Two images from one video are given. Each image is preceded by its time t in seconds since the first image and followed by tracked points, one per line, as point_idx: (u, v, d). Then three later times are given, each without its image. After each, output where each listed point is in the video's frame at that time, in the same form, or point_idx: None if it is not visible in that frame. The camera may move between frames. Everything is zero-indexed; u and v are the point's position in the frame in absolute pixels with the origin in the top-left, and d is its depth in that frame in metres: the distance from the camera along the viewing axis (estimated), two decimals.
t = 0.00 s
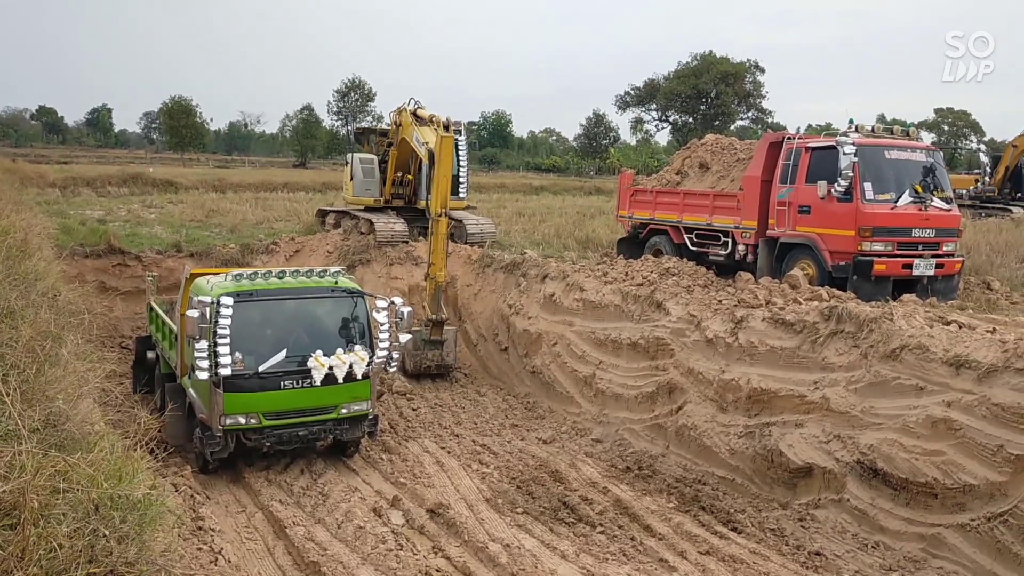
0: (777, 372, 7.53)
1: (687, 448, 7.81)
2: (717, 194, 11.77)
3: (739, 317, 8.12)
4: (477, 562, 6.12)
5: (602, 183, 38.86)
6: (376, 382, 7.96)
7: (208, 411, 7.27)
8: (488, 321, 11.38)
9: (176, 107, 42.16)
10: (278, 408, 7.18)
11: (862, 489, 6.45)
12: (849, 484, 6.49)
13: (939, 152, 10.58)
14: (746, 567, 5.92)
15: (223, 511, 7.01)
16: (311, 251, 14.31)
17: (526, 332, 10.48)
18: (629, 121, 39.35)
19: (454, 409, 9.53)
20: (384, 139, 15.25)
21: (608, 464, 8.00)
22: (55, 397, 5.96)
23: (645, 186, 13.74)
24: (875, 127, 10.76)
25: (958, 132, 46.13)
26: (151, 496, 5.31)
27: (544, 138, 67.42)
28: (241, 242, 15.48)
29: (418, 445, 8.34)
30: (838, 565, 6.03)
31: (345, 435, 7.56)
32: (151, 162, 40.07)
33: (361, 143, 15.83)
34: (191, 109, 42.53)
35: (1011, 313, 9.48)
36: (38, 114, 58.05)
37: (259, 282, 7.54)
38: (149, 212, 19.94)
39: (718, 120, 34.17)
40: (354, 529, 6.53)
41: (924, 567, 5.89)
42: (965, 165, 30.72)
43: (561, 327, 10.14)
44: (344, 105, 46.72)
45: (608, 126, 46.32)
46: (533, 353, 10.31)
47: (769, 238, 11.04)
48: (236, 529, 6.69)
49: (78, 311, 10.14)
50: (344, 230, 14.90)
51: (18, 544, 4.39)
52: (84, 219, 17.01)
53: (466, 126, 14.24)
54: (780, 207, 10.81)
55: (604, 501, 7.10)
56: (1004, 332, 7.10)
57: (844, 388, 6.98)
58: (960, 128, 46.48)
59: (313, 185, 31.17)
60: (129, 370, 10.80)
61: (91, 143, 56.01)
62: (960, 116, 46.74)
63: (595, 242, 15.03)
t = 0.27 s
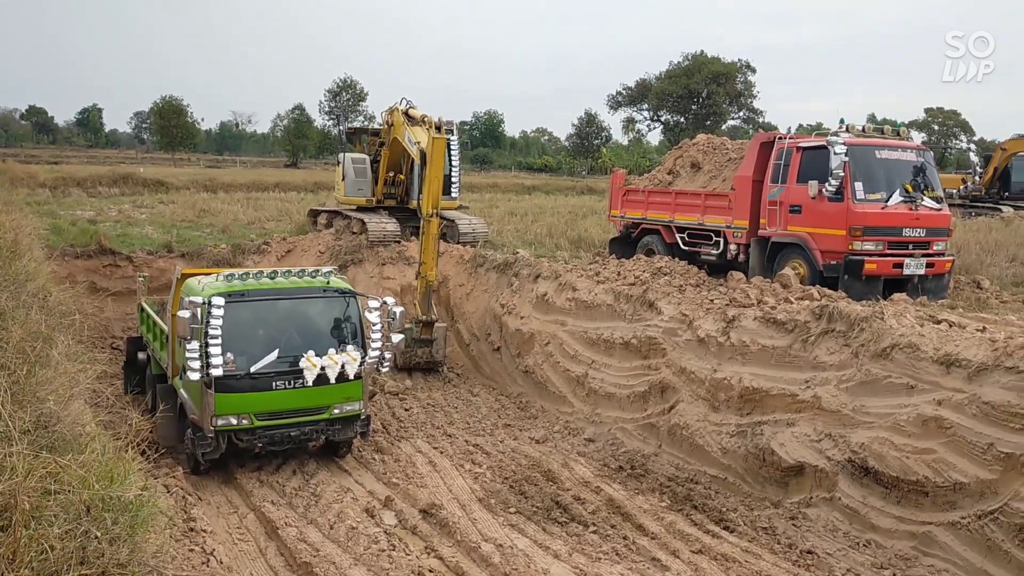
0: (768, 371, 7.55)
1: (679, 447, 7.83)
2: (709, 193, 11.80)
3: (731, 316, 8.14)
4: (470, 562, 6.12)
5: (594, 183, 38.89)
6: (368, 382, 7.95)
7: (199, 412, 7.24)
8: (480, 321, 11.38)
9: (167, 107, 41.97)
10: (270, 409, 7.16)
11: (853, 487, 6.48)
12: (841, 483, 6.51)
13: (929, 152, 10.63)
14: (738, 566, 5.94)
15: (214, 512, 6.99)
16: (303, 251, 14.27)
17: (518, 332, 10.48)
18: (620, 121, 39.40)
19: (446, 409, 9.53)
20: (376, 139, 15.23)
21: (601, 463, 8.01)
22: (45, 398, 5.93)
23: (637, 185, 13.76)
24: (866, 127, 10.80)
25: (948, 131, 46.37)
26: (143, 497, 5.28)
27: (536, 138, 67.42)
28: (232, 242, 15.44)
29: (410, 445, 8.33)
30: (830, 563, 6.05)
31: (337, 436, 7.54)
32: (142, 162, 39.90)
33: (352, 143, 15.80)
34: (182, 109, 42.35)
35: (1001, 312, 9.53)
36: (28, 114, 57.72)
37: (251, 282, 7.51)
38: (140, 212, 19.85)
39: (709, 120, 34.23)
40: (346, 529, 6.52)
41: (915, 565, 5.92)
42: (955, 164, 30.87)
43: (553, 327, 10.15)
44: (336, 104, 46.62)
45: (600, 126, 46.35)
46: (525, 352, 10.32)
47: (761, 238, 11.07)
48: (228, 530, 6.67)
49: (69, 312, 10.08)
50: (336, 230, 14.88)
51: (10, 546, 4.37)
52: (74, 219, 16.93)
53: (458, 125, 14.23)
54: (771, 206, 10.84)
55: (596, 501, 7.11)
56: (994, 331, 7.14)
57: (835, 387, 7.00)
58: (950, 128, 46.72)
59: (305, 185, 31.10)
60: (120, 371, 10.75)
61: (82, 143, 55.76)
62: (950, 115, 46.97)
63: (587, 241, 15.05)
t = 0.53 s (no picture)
0: (759, 373, 7.58)
1: (670, 448, 7.84)
2: (699, 195, 11.83)
3: (721, 318, 8.16)
4: (460, 564, 6.11)
5: (585, 185, 38.93)
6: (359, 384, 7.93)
7: (189, 414, 7.20)
8: (471, 322, 11.37)
9: (157, 109, 41.81)
10: (260, 411, 7.12)
11: (843, 488, 6.50)
12: (831, 484, 6.53)
13: (918, 154, 10.68)
14: (729, 567, 5.95)
15: (204, 516, 6.95)
16: (294, 253, 14.23)
17: (509, 334, 10.48)
18: (611, 123, 39.47)
19: (437, 411, 9.52)
20: (367, 140, 15.20)
21: (592, 465, 8.01)
22: (35, 401, 5.88)
23: (628, 187, 13.78)
24: (855, 129, 10.85)
25: (936, 133, 46.66)
26: (133, 500, 5.26)
27: (527, 139, 67.46)
28: (222, 244, 15.37)
29: (401, 447, 8.32)
30: (820, 565, 6.08)
31: (328, 438, 7.51)
32: (131, 164, 39.72)
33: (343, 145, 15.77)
34: (171, 110, 42.19)
35: (989, 313, 9.58)
36: (16, 115, 57.41)
37: (241, 284, 7.49)
38: (130, 213, 19.75)
39: (700, 122, 34.31)
40: (337, 532, 6.50)
41: (904, 565, 5.94)
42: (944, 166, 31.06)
43: (544, 329, 10.15)
44: (326, 106, 46.52)
45: (590, 128, 46.40)
46: (516, 354, 10.32)
47: (751, 239, 11.10)
48: (218, 533, 6.64)
49: (58, 314, 10.02)
50: (326, 232, 14.83)
51: None
52: (63, 221, 16.82)
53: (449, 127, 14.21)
54: (761, 208, 10.87)
55: (587, 502, 7.11)
56: (983, 332, 7.18)
57: (825, 389, 7.03)
58: (939, 130, 47.02)
59: (295, 187, 31.02)
60: (110, 374, 10.70)
61: (71, 144, 55.47)
62: (939, 118, 47.26)
63: (578, 243, 15.06)
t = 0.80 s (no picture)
0: (749, 374, 7.60)
1: (660, 450, 7.86)
2: (690, 197, 11.86)
3: (712, 319, 8.19)
4: (452, 566, 6.10)
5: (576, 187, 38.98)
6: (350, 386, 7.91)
7: (179, 416, 7.17)
8: (462, 324, 11.37)
9: (146, 110, 41.62)
10: (250, 413, 7.10)
11: (833, 489, 6.53)
12: (821, 485, 6.56)
13: (907, 157, 10.75)
14: (720, 568, 5.97)
15: (194, 518, 6.92)
16: (284, 255, 14.19)
17: (500, 336, 10.49)
18: (601, 125, 39.54)
19: (429, 413, 9.51)
20: (358, 142, 15.19)
21: (583, 467, 8.02)
22: (24, 403, 5.85)
23: (619, 189, 13.81)
24: (844, 132, 10.91)
25: (924, 136, 46.98)
26: (125, 502, 5.24)
27: (518, 141, 67.51)
28: (213, 246, 15.32)
29: (392, 449, 8.30)
30: (810, 565, 6.10)
31: (318, 440, 7.49)
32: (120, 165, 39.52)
33: (334, 147, 15.74)
34: (161, 112, 42.02)
35: (977, 315, 9.65)
36: (3, 116, 57.05)
37: (231, 286, 7.47)
38: (120, 215, 19.66)
39: (690, 125, 34.41)
40: (327, 534, 6.48)
41: (894, 566, 5.97)
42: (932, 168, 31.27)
43: (535, 330, 10.15)
44: (316, 108, 46.43)
45: (581, 130, 46.46)
46: (507, 356, 10.32)
47: (741, 241, 11.15)
48: (208, 536, 6.61)
49: (46, 316, 9.96)
50: (317, 234, 14.81)
51: None
52: (52, 223, 16.73)
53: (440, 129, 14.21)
54: (751, 210, 10.92)
55: (579, 504, 7.11)
56: (971, 334, 7.23)
57: (815, 390, 7.06)
58: (927, 133, 47.34)
59: (285, 189, 30.94)
60: (99, 376, 10.64)
61: (59, 146, 55.19)
62: (927, 121, 47.58)
63: (569, 245, 15.08)
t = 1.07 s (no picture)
0: (740, 375, 7.62)
1: (652, 451, 7.86)
2: (681, 199, 11.89)
3: (703, 321, 8.21)
4: (444, 568, 6.10)
5: (567, 189, 39.01)
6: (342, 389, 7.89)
7: (170, 419, 7.14)
8: (454, 326, 11.36)
9: (136, 111, 41.45)
10: (242, 416, 7.08)
11: (824, 490, 6.55)
12: (812, 486, 6.58)
13: (897, 159, 10.80)
14: (712, 569, 5.98)
15: (185, 521, 6.89)
16: (275, 257, 14.15)
17: (492, 337, 10.48)
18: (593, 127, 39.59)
19: (420, 415, 9.49)
20: (349, 144, 15.17)
21: (575, 469, 8.03)
22: (14, 405, 5.82)
23: (610, 191, 13.83)
24: (834, 134, 10.96)
25: (914, 138, 47.25)
26: (116, 504, 5.21)
27: (510, 144, 67.53)
28: (204, 248, 15.26)
29: (384, 451, 8.29)
30: (801, 566, 6.12)
31: (310, 443, 7.47)
32: (110, 167, 39.36)
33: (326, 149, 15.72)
34: (151, 113, 41.84)
35: (967, 316, 9.70)
36: None
37: (223, 288, 7.45)
38: (110, 217, 19.57)
39: (681, 127, 34.48)
40: (319, 537, 6.46)
41: (884, 566, 5.99)
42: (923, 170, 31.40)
43: (527, 332, 10.16)
44: (308, 109, 46.33)
45: (573, 132, 46.50)
46: (499, 358, 10.32)
47: (732, 243, 11.17)
48: (199, 539, 6.59)
49: (36, 318, 9.90)
50: (308, 236, 14.77)
51: None
52: (42, 225, 16.64)
53: (432, 131, 14.20)
54: (742, 212, 10.95)
55: (571, 505, 7.11)
56: (961, 335, 7.27)
57: (806, 391, 7.08)
58: (917, 135, 47.61)
59: (276, 191, 30.86)
60: (89, 379, 10.58)
61: (49, 147, 54.90)
62: (917, 123, 47.83)
63: (560, 247, 15.08)
